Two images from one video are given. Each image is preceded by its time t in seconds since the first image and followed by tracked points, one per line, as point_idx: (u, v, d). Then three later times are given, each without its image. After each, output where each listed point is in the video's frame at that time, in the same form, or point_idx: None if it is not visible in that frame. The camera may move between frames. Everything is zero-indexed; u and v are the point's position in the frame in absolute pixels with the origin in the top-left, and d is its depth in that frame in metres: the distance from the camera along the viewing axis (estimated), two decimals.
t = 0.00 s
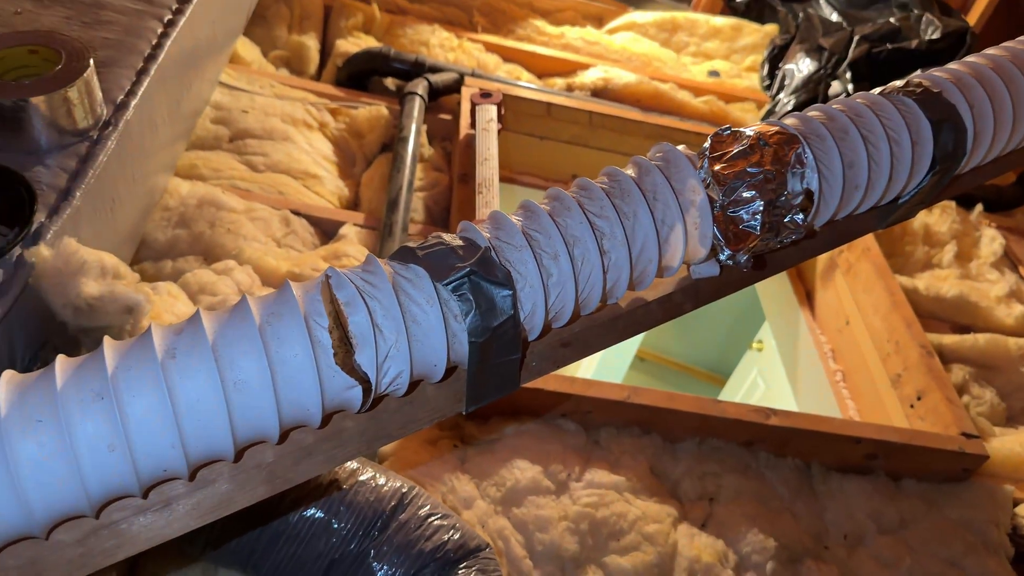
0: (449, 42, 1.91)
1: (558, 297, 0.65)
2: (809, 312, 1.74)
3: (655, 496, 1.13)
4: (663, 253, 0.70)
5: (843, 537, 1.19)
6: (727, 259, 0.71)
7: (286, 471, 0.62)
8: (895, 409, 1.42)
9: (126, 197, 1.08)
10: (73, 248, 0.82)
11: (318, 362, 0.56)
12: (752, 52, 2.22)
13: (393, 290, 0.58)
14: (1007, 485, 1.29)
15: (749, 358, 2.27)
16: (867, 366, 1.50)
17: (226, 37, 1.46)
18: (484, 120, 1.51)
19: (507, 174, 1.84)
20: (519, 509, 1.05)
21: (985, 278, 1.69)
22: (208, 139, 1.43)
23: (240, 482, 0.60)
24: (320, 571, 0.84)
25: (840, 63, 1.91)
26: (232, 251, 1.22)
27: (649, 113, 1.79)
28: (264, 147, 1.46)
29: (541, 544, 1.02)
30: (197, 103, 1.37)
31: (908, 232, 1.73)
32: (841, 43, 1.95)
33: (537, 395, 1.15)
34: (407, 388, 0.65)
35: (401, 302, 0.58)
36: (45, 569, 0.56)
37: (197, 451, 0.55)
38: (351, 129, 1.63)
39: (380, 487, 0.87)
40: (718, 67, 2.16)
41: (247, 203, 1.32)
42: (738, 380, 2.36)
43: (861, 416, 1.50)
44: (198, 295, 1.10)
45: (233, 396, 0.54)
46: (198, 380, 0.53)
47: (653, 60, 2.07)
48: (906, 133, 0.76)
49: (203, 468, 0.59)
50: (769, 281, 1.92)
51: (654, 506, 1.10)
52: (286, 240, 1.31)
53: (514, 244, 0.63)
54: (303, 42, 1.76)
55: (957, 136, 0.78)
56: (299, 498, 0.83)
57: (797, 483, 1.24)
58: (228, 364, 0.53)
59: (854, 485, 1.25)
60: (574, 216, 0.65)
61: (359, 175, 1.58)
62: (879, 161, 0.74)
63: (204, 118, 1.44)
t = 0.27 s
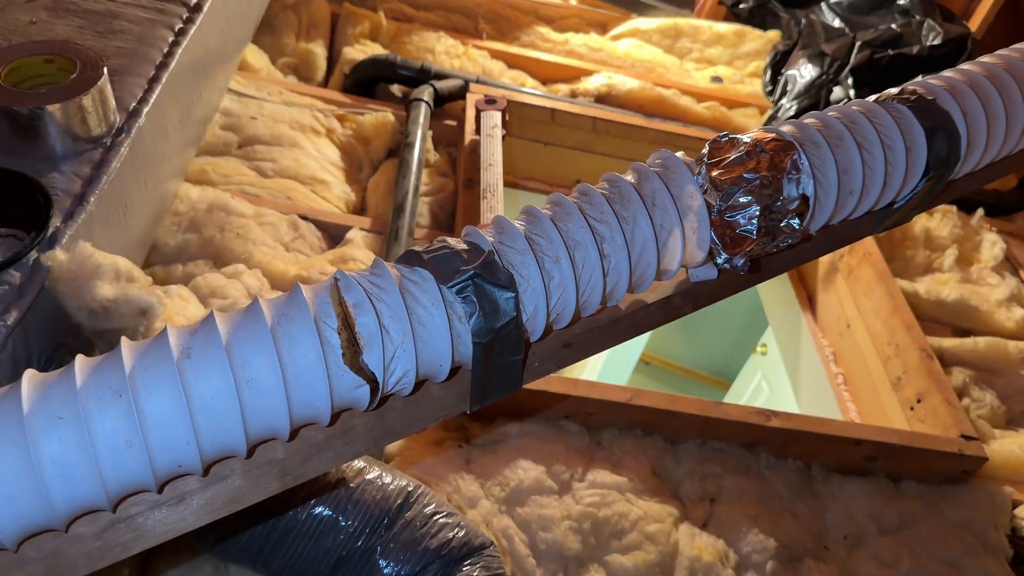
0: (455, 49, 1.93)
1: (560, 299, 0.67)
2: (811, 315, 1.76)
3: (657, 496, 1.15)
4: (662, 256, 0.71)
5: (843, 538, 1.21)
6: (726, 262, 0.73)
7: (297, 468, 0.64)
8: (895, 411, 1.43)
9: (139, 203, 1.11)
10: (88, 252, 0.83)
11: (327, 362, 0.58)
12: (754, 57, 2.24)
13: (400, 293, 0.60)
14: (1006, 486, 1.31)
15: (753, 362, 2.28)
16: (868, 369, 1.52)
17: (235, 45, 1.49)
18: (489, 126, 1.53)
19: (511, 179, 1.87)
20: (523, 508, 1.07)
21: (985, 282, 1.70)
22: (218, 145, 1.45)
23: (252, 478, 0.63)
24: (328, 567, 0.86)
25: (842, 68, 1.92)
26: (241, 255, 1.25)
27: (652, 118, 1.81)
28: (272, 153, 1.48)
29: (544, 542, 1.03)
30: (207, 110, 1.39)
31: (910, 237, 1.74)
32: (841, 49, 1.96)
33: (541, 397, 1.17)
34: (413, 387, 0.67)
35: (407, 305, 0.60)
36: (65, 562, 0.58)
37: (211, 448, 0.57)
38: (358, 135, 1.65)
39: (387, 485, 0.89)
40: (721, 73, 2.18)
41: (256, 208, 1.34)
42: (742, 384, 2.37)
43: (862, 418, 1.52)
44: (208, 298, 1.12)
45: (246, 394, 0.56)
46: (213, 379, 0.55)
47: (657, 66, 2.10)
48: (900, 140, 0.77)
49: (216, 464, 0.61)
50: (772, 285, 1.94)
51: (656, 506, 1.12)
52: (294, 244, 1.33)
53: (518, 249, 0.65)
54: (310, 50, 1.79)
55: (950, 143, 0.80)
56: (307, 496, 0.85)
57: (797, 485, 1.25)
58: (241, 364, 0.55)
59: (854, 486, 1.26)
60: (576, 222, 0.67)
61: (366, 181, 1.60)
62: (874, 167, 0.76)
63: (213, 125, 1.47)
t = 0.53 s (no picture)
0: (456, 55, 1.95)
1: (556, 300, 0.68)
2: (809, 317, 1.77)
3: (656, 496, 1.16)
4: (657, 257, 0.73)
5: (841, 537, 1.22)
6: (719, 263, 0.75)
7: (301, 464, 0.66)
8: (893, 412, 1.44)
9: (145, 207, 1.12)
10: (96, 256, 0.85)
11: (330, 360, 0.59)
12: (754, 62, 2.26)
13: (400, 293, 0.62)
14: (1002, 486, 1.32)
15: (755, 364, 2.30)
16: (865, 370, 1.53)
17: (239, 52, 1.51)
18: (490, 130, 1.55)
19: (512, 183, 1.89)
20: (523, 507, 1.09)
21: (983, 284, 1.72)
22: (222, 151, 1.47)
23: (257, 473, 0.64)
24: (331, 565, 0.88)
25: (841, 73, 1.94)
26: (246, 259, 1.27)
27: (651, 123, 1.83)
28: (277, 158, 1.50)
29: (545, 541, 1.05)
30: (212, 116, 1.42)
31: (907, 239, 1.75)
32: (840, 53, 1.98)
33: (541, 397, 1.19)
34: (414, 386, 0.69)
35: (408, 305, 0.62)
36: (76, 555, 0.60)
37: (218, 444, 0.59)
38: (361, 140, 1.67)
39: (389, 484, 0.91)
40: (720, 78, 2.20)
41: (261, 213, 1.36)
42: (744, 386, 2.39)
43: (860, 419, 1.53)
44: (214, 301, 1.14)
45: (252, 392, 0.58)
46: (220, 377, 0.57)
47: (656, 71, 2.12)
48: (890, 144, 0.79)
49: (222, 461, 0.63)
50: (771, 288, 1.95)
51: (655, 505, 1.13)
52: (298, 248, 1.35)
53: (515, 251, 0.67)
54: (314, 56, 1.81)
55: (939, 147, 0.81)
56: (312, 493, 0.87)
57: (795, 485, 1.27)
58: (247, 362, 0.57)
59: (851, 486, 1.27)
60: (573, 224, 0.69)
61: (369, 185, 1.62)
62: (864, 171, 0.78)
63: (218, 130, 1.49)
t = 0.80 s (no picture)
0: (456, 64, 1.98)
1: (553, 305, 0.71)
2: (806, 322, 1.79)
3: (653, 498, 1.18)
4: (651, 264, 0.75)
5: (836, 538, 1.24)
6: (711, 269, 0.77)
7: (306, 465, 0.68)
8: (887, 415, 1.46)
9: (151, 216, 1.15)
10: (105, 264, 0.87)
11: (334, 365, 0.62)
12: (750, 70, 2.28)
13: (402, 300, 0.64)
14: (996, 488, 1.34)
15: (755, 368, 2.32)
16: (861, 374, 1.55)
17: (242, 62, 1.53)
18: (489, 139, 1.57)
19: (511, 190, 1.91)
20: (523, 509, 1.11)
21: (977, 288, 1.74)
22: (226, 160, 1.50)
23: (264, 475, 0.67)
24: (335, 565, 0.90)
25: (836, 80, 1.96)
26: (250, 266, 1.29)
27: (649, 130, 1.85)
28: (279, 167, 1.52)
29: (544, 542, 1.07)
30: (216, 126, 1.44)
31: (902, 244, 1.78)
32: (836, 60, 2.00)
33: (540, 401, 1.21)
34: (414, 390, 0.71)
35: (409, 312, 0.64)
36: (89, 554, 0.62)
37: (226, 447, 0.61)
38: (362, 149, 1.70)
39: (391, 486, 0.93)
40: (717, 86, 2.23)
41: (264, 221, 1.38)
42: (745, 390, 2.40)
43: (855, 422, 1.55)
44: (219, 308, 1.16)
45: (259, 396, 0.60)
46: (228, 381, 0.59)
47: (654, 79, 2.14)
48: (878, 153, 0.81)
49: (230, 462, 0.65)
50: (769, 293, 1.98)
51: (652, 507, 1.15)
52: (301, 256, 1.37)
53: (513, 258, 0.69)
54: (316, 66, 1.84)
55: (926, 155, 0.84)
56: (315, 496, 0.89)
57: (791, 487, 1.29)
58: (254, 367, 0.59)
59: (846, 488, 1.29)
60: (569, 233, 0.71)
61: (370, 194, 1.65)
62: (852, 179, 0.80)
63: (222, 140, 1.51)
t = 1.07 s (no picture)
0: (455, 71, 2.00)
1: (552, 307, 0.72)
2: (803, 324, 1.81)
3: (652, 499, 1.20)
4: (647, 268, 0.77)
5: (834, 537, 1.25)
6: (707, 272, 0.78)
7: (311, 465, 0.70)
8: (884, 415, 1.48)
9: (155, 223, 1.16)
10: (111, 271, 0.89)
11: (338, 368, 0.63)
12: (746, 75, 2.30)
13: (404, 304, 0.66)
14: (992, 487, 1.35)
15: (755, 371, 2.33)
16: (858, 375, 1.57)
17: (244, 71, 1.55)
18: (489, 145, 1.59)
19: (510, 196, 1.93)
20: (524, 510, 1.12)
21: (973, 290, 1.75)
22: (228, 167, 1.51)
23: (270, 475, 0.68)
24: (339, 565, 0.91)
25: (832, 84, 1.98)
26: (253, 272, 1.30)
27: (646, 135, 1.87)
28: (281, 174, 1.54)
29: (544, 542, 1.08)
30: (218, 134, 1.46)
31: (899, 247, 1.79)
32: (831, 65, 2.02)
33: (540, 403, 1.22)
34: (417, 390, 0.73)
35: (411, 314, 0.66)
36: (99, 553, 0.63)
37: (233, 447, 0.63)
38: (362, 155, 1.72)
39: (394, 488, 0.94)
40: (714, 91, 2.24)
41: (266, 227, 1.40)
42: (745, 392, 2.42)
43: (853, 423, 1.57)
44: (222, 313, 1.18)
45: (265, 397, 0.61)
46: (235, 383, 0.60)
47: (651, 85, 2.16)
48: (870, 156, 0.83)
49: (237, 462, 0.66)
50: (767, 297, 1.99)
51: (651, 507, 1.17)
52: (302, 261, 1.39)
53: (512, 262, 0.70)
54: (316, 74, 1.85)
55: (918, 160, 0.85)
56: (319, 497, 0.91)
57: (788, 487, 1.30)
58: (260, 369, 0.61)
59: (843, 487, 1.31)
60: (566, 237, 0.73)
61: (371, 200, 1.66)
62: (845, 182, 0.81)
63: (224, 148, 1.53)
